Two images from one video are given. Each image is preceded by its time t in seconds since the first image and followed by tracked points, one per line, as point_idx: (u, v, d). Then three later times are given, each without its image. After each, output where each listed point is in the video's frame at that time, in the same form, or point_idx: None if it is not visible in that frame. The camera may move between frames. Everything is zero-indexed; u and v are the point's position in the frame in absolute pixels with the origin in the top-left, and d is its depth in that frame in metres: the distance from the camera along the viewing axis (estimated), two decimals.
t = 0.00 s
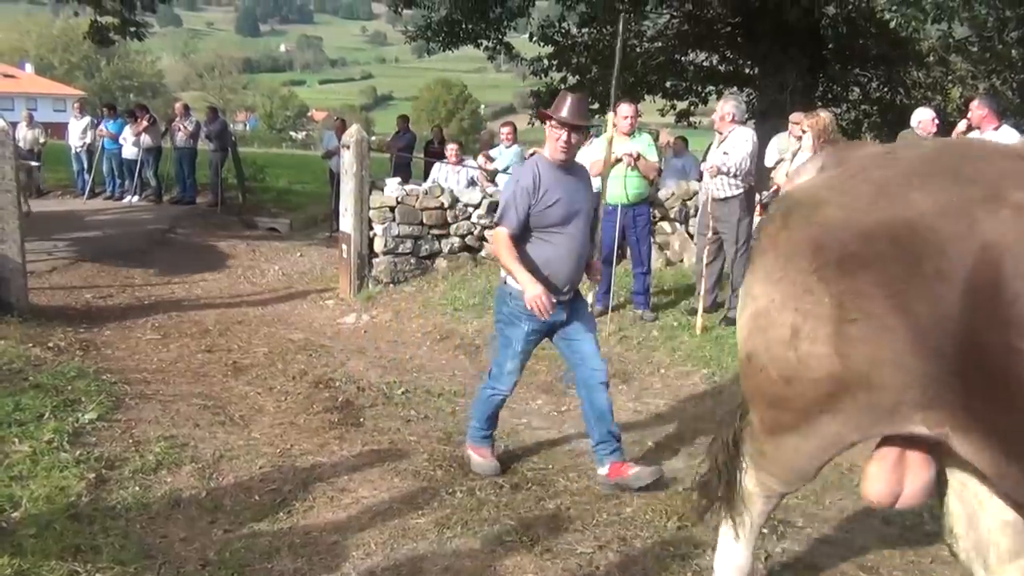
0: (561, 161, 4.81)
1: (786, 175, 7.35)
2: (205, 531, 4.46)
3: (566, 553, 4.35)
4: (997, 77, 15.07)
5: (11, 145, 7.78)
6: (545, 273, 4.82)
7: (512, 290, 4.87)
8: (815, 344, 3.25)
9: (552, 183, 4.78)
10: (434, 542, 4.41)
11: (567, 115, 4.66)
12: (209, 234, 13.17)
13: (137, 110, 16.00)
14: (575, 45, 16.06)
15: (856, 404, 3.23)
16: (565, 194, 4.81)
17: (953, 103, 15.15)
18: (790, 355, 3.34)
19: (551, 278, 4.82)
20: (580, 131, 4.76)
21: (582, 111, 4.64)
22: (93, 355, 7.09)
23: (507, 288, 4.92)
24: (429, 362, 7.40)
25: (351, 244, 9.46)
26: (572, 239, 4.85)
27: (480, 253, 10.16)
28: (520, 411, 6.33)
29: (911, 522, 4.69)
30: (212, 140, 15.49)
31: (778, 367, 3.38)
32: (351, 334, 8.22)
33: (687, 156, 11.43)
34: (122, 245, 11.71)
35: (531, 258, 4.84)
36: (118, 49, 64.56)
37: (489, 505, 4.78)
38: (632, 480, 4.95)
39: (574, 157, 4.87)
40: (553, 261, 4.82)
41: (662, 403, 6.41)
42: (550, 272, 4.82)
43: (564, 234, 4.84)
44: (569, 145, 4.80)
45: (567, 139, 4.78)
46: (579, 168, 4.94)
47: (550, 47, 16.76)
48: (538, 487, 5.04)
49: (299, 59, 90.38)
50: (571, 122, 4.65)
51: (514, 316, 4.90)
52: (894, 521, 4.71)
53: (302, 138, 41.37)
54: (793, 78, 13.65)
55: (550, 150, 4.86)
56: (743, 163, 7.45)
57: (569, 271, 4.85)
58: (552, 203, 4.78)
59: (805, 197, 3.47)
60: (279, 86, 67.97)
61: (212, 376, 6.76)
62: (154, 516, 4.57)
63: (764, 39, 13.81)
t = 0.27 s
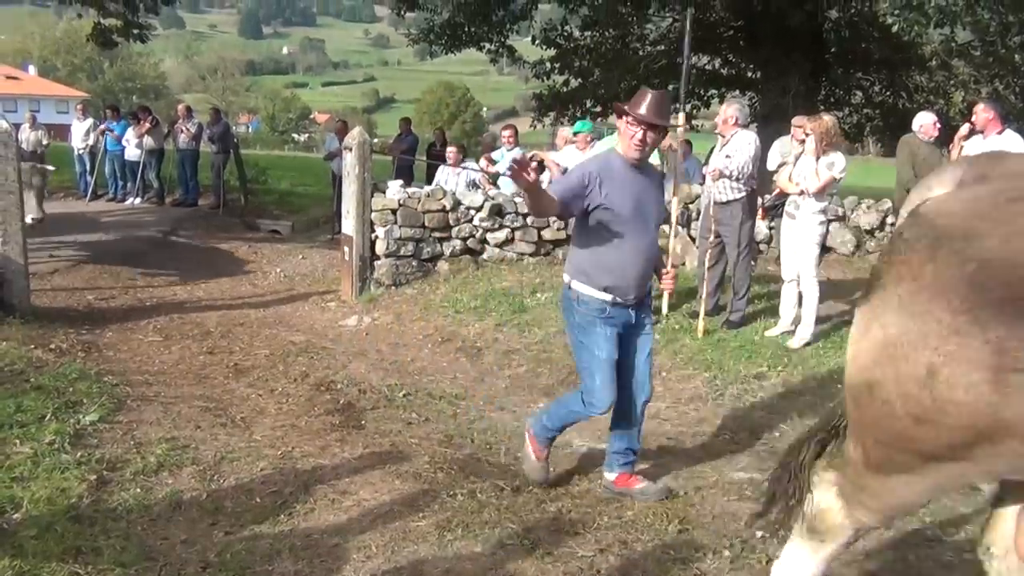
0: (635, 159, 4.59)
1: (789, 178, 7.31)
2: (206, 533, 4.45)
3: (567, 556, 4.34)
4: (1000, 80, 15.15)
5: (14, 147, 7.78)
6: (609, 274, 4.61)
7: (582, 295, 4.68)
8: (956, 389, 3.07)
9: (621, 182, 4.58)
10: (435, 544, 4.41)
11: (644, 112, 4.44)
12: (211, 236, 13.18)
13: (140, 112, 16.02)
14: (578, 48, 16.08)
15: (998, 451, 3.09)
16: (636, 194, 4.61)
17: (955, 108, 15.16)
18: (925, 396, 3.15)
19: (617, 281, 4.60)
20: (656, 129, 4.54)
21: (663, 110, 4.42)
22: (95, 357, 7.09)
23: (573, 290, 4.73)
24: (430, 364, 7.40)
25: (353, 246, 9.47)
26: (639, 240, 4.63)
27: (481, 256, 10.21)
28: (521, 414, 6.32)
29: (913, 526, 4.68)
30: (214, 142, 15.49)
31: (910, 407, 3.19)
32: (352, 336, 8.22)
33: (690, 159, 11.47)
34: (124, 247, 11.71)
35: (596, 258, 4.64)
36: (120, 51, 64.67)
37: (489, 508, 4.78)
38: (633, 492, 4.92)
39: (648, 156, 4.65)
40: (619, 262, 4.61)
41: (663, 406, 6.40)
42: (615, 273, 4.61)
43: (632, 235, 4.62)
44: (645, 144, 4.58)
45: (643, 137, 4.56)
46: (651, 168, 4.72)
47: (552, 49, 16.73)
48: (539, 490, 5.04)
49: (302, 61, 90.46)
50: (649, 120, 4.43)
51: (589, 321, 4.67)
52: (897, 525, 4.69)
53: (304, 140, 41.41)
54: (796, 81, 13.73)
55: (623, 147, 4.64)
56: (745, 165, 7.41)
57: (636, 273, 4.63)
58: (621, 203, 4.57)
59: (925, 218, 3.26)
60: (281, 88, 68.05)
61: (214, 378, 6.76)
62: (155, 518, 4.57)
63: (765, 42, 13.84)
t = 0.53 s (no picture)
0: (702, 165, 4.43)
1: (791, 181, 7.33)
2: (207, 535, 4.46)
3: (568, 559, 4.34)
4: (1002, 85, 14.92)
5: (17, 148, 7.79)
6: (679, 288, 4.43)
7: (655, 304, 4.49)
8: None
9: (685, 189, 4.42)
10: (436, 547, 4.41)
11: (713, 114, 4.30)
12: (213, 238, 13.19)
13: (143, 114, 16.03)
14: (580, 50, 16.08)
15: None
16: (703, 202, 4.43)
17: (958, 111, 15.14)
18: None
19: (687, 294, 4.42)
20: (724, 134, 4.38)
21: (733, 112, 4.31)
22: (96, 358, 7.10)
23: (642, 301, 4.53)
24: (431, 366, 7.41)
25: (355, 248, 9.47)
26: (709, 249, 4.44)
27: (482, 258, 10.18)
28: (522, 417, 6.32)
29: (913, 529, 4.67)
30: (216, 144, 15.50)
31: None
32: (354, 338, 8.23)
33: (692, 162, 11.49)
34: (127, 248, 11.73)
35: (666, 271, 4.47)
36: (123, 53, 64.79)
37: (490, 510, 4.78)
38: (737, 542, 4.28)
39: (716, 162, 4.48)
40: (687, 275, 4.42)
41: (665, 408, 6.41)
42: (683, 285, 4.42)
43: (702, 244, 4.42)
44: (712, 149, 4.42)
45: (709, 142, 4.41)
46: (721, 174, 4.55)
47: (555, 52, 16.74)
48: (539, 492, 5.03)
49: (304, 63, 90.52)
50: (717, 122, 4.30)
51: (667, 325, 4.46)
52: (896, 528, 4.69)
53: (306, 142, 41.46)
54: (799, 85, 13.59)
55: (690, 153, 4.50)
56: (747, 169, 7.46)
57: (707, 285, 4.43)
58: (686, 210, 4.40)
59: None
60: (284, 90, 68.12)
61: (215, 380, 6.76)
62: (156, 519, 4.57)
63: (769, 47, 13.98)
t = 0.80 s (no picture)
0: (783, 169, 3.98)
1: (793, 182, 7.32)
2: (208, 536, 4.46)
3: (570, 561, 4.34)
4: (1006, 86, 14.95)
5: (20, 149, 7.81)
6: (760, 306, 4.06)
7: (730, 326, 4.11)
8: None
9: (768, 196, 3.98)
10: (437, 548, 4.40)
11: (794, 114, 3.89)
12: (215, 238, 13.20)
13: (146, 115, 16.04)
14: (582, 52, 16.09)
15: None
16: (787, 210, 4.00)
17: (960, 113, 15.11)
18: None
19: (764, 311, 4.05)
20: (808, 135, 3.93)
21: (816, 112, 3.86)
22: (98, 359, 7.10)
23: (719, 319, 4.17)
24: (433, 367, 7.41)
25: (357, 249, 9.48)
26: (795, 263, 4.04)
27: (484, 259, 10.18)
28: (524, 418, 6.31)
29: (916, 531, 4.66)
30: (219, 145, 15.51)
31: None
32: (355, 339, 8.23)
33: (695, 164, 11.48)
34: (129, 249, 11.74)
35: (745, 287, 4.08)
36: (127, 54, 64.88)
37: (492, 512, 4.77)
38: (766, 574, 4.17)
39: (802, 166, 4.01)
40: (771, 293, 4.04)
41: (666, 410, 6.40)
42: (765, 303, 4.05)
43: (786, 258, 4.03)
44: (796, 151, 3.96)
45: (793, 144, 3.95)
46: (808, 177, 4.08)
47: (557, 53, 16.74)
48: (540, 494, 5.03)
49: (307, 64, 90.61)
50: (799, 123, 3.86)
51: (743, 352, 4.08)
52: (898, 530, 4.68)
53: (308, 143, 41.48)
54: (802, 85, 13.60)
55: (770, 154, 4.05)
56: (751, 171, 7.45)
57: (792, 302, 4.05)
58: (765, 222, 3.97)
59: None
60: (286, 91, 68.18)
61: (217, 381, 6.77)
62: (158, 520, 4.57)
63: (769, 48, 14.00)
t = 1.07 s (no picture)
0: (863, 165, 3.73)
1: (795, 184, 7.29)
2: (210, 537, 4.45)
3: (570, 563, 4.33)
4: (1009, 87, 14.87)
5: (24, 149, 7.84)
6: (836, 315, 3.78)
7: (790, 335, 3.85)
8: None
9: (852, 194, 3.71)
10: (438, 550, 4.40)
11: (877, 108, 3.67)
12: (217, 239, 13.23)
13: (148, 116, 16.04)
14: (584, 53, 16.10)
15: None
16: (867, 211, 3.72)
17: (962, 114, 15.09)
18: None
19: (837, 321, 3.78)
20: (891, 128, 3.70)
21: (898, 107, 3.67)
22: (100, 360, 7.10)
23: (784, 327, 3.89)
24: (434, 369, 7.41)
25: (359, 250, 9.49)
26: (878, 267, 3.76)
27: (486, 260, 10.18)
28: (525, 420, 6.31)
29: (917, 534, 4.65)
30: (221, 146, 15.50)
31: None
32: (357, 340, 8.24)
33: (697, 166, 11.48)
34: (131, 250, 11.74)
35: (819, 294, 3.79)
36: (129, 55, 64.95)
37: (493, 513, 4.77)
38: None
39: (883, 164, 3.76)
40: (850, 299, 3.76)
41: (668, 412, 6.40)
42: (844, 310, 3.77)
43: (870, 261, 3.75)
44: (877, 147, 3.71)
45: (874, 139, 3.71)
46: (889, 177, 3.82)
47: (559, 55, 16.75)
48: (542, 495, 5.03)
49: (308, 65, 90.67)
50: (883, 115, 3.66)
51: (798, 366, 3.84)
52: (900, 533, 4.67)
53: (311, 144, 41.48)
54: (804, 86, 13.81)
55: (849, 150, 3.81)
56: (753, 173, 7.44)
57: (873, 309, 3.78)
58: (845, 223, 3.70)
59: None
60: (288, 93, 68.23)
61: (218, 382, 6.77)
62: (159, 521, 4.57)
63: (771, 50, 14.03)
